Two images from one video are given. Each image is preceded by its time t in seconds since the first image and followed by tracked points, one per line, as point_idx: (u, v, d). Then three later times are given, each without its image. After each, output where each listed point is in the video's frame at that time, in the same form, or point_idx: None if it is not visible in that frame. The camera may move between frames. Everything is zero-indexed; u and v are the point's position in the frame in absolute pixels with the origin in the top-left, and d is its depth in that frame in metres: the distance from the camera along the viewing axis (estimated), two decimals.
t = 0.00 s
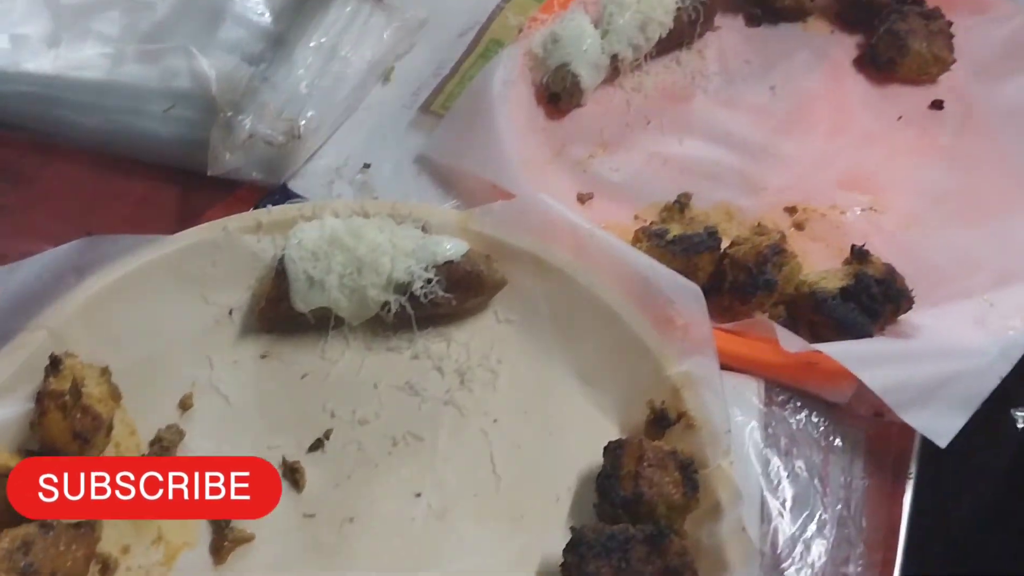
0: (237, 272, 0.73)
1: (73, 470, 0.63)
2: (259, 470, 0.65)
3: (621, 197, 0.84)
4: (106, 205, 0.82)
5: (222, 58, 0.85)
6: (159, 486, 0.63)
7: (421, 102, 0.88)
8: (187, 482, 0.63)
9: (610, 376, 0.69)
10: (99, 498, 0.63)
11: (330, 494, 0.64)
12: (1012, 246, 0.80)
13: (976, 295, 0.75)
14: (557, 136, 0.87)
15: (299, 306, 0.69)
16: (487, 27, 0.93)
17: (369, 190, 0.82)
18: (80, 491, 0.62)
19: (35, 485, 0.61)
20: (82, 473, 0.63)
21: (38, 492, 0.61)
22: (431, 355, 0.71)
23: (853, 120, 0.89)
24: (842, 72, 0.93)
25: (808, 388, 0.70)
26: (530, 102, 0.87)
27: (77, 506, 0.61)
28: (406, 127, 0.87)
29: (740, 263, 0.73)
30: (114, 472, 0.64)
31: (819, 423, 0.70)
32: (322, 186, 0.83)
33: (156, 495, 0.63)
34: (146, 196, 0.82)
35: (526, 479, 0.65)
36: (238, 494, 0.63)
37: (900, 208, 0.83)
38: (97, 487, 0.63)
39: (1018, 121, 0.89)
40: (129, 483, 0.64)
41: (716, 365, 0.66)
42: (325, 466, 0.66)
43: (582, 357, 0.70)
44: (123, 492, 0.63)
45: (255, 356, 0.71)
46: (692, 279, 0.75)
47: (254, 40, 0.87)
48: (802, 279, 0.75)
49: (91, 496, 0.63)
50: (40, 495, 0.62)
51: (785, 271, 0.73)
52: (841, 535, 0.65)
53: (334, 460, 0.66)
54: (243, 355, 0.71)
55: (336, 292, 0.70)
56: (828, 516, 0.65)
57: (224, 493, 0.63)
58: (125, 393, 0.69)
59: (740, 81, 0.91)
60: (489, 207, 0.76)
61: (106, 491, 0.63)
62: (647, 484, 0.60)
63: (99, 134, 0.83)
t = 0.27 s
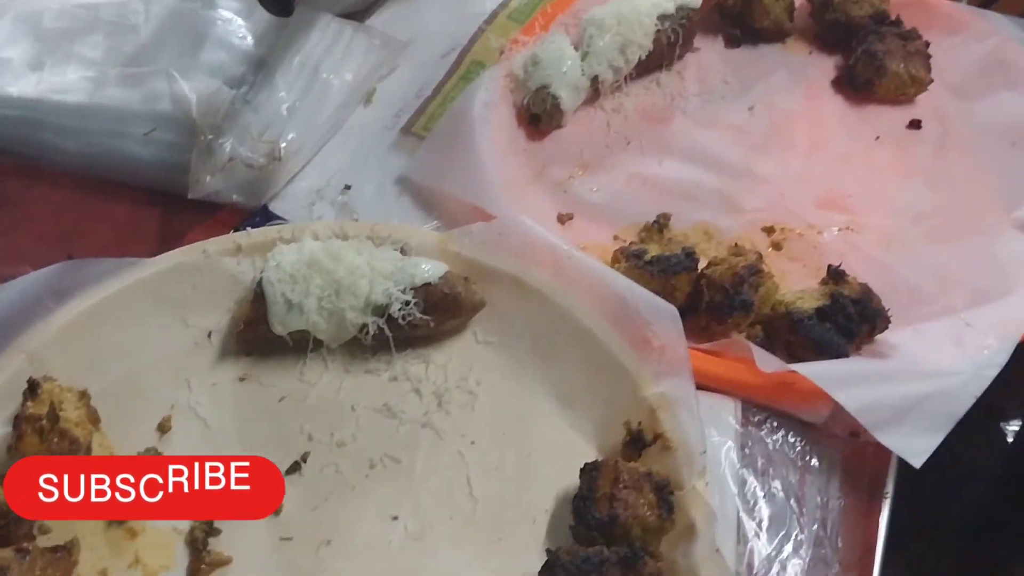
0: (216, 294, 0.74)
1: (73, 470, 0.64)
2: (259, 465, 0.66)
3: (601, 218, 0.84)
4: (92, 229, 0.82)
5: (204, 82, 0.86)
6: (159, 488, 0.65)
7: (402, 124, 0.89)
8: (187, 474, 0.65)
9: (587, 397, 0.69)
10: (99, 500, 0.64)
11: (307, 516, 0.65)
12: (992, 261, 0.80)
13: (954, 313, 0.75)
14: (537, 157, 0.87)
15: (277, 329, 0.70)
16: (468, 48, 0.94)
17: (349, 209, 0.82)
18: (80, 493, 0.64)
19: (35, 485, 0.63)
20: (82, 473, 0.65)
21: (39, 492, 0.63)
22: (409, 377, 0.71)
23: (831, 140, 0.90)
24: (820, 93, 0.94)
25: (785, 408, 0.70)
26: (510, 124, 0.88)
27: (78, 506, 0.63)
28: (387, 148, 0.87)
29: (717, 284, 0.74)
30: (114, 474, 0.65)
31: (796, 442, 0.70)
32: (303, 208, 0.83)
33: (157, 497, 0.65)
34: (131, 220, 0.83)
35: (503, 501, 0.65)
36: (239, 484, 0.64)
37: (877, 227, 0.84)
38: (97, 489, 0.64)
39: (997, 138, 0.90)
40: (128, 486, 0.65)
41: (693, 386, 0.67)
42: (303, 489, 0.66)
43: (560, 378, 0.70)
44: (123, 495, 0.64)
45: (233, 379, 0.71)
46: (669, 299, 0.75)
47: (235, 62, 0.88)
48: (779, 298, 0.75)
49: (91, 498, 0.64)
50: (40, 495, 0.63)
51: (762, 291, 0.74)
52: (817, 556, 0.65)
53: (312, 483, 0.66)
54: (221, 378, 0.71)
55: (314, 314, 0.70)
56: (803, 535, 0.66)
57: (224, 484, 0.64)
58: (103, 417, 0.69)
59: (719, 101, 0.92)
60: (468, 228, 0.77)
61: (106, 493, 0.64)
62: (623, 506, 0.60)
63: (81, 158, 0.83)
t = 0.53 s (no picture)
0: (193, 322, 0.74)
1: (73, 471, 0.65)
2: (258, 470, 0.67)
3: (580, 243, 0.84)
4: (69, 255, 0.83)
5: (183, 108, 0.86)
6: (159, 488, 0.66)
7: (382, 149, 0.89)
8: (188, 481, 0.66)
9: (562, 425, 0.69)
10: (99, 500, 0.65)
11: (280, 547, 0.64)
12: (970, 284, 0.79)
13: (932, 337, 0.75)
14: (517, 181, 0.87)
15: (251, 357, 0.70)
16: (449, 73, 0.95)
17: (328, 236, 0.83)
18: (80, 492, 0.65)
19: (35, 485, 0.64)
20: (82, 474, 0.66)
21: (39, 492, 0.64)
22: (385, 406, 0.71)
23: (810, 164, 0.90)
24: (799, 116, 0.94)
25: (761, 435, 0.70)
26: (490, 149, 0.88)
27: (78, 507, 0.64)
28: (367, 173, 0.88)
29: (693, 310, 0.74)
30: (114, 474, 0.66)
31: (772, 469, 0.70)
32: (282, 234, 0.83)
33: (156, 497, 0.66)
34: (110, 246, 0.83)
35: (476, 530, 0.65)
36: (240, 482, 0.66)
37: (856, 251, 0.84)
38: (97, 488, 0.65)
39: (977, 160, 0.89)
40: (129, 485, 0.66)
41: (666, 414, 0.66)
42: (276, 519, 0.66)
43: (535, 406, 0.70)
44: (123, 494, 0.66)
45: (208, 408, 0.71)
46: (644, 325, 0.75)
47: (215, 89, 0.88)
48: (755, 324, 0.75)
49: (91, 498, 0.65)
50: (40, 495, 0.64)
51: (737, 317, 0.74)
52: None
53: (285, 512, 0.66)
54: (196, 407, 0.71)
55: (289, 343, 0.70)
56: (778, 563, 0.65)
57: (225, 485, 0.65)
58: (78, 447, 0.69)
59: (699, 125, 0.92)
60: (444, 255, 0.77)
61: (106, 493, 0.66)
62: (594, 535, 0.60)
63: (62, 185, 0.83)
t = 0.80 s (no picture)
0: (178, 347, 0.74)
1: (74, 470, 0.67)
2: (258, 471, 0.69)
3: (566, 266, 0.85)
4: (57, 278, 0.84)
5: (172, 134, 0.87)
6: (159, 488, 0.67)
7: (370, 173, 0.90)
8: (186, 485, 0.68)
9: (545, 451, 0.69)
10: (99, 499, 0.67)
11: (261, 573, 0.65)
12: (953, 309, 0.80)
13: (915, 363, 0.75)
14: (504, 205, 0.88)
15: (235, 383, 0.70)
16: (437, 98, 0.96)
17: (315, 260, 0.84)
18: (79, 492, 0.67)
19: (35, 485, 0.65)
20: (82, 474, 0.67)
21: (39, 492, 0.65)
22: (368, 431, 0.72)
23: (795, 188, 0.91)
24: (785, 140, 0.95)
25: (742, 461, 0.71)
26: (477, 174, 0.89)
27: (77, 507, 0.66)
28: (354, 199, 0.88)
29: (676, 335, 0.75)
30: (114, 474, 0.68)
31: (754, 495, 0.70)
32: (270, 258, 0.84)
33: (156, 497, 0.67)
34: (97, 270, 0.84)
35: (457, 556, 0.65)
36: (238, 494, 0.67)
37: (839, 275, 0.84)
38: (97, 488, 0.67)
39: (961, 184, 0.90)
40: (128, 485, 0.67)
41: (647, 441, 0.67)
42: (259, 544, 0.66)
43: (518, 432, 0.70)
44: (122, 494, 0.67)
45: (193, 433, 0.72)
46: (627, 349, 0.76)
47: (204, 115, 0.89)
48: (738, 348, 0.76)
49: (91, 498, 0.67)
50: (40, 495, 0.66)
51: (719, 342, 0.75)
52: None
53: (268, 538, 0.66)
54: (181, 432, 0.72)
55: (274, 369, 0.71)
56: None
57: (225, 494, 0.67)
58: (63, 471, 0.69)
59: (685, 149, 0.93)
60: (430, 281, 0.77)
61: (106, 493, 0.67)
62: (573, 562, 0.61)
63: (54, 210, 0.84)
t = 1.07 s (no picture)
0: (160, 354, 0.74)
1: (73, 470, 0.67)
2: (258, 467, 0.69)
3: (551, 274, 0.84)
4: (42, 284, 0.84)
5: (158, 141, 0.86)
6: (159, 484, 0.68)
7: (356, 180, 0.90)
8: (186, 480, 0.68)
9: (526, 459, 0.69)
10: (99, 498, 0.67)
11: None
12: (940, 316, 0.79)
13: (899, 371, 0.75)
14: (489, 212, 0.88)
15: (215, 391, 0.70)
16: (425, 105, 0.96)
17: (299, 267, 0.84)
18: (79, 492, 0.67)
19: (35, 485, 0.66)
20: (82, 473, 0.67)
21: (39, 493, 0.67)
22: (349, 439, 0.72)
23: (782, 195, 0.91)
24: (773, 147, 0.95)
25: (725, 470, 0.70)
26: (463, 181, 0.89)
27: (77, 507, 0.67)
28: (340, 206, 0.88)
29: (659, 343, 0.75)
30: (114, 471, 0.68)
31: (737, 503, 0.70)
32: (254, 265, 0.84)
33: (156, 492, 0.68)
34: (83, 276, 0.84)
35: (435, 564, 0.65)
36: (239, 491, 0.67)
37: (825, 283, 0.84)
38: (97, 487, 0.67)
39: (949, 191, 0.90)
40: (129, 482, 0.68)
41: (627, 449, 0.67)
42: (238, 552, 0.66)
43: (499, 441, 0.70)
44: (123, 491, 0.68)
45: (174, 440, 0.71)
46: (610, 357, 0.75)
47: (190, 121, 0.89)
48: (722, 356, 0.76)
49: (90, 497, 0.67)
50: (40, 495, 0.67)
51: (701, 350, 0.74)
52: None
53: (246, 546, 0.66)
54: (162, 439, 0.71)
55: (254, 376, 0.71)
56: None
57: (225, 490, 0.67)
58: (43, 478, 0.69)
59: (673, 156, 0.93)
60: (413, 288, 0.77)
61: (106, 491, 0.67)
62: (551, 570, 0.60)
63: (39, 216, 0.84)
